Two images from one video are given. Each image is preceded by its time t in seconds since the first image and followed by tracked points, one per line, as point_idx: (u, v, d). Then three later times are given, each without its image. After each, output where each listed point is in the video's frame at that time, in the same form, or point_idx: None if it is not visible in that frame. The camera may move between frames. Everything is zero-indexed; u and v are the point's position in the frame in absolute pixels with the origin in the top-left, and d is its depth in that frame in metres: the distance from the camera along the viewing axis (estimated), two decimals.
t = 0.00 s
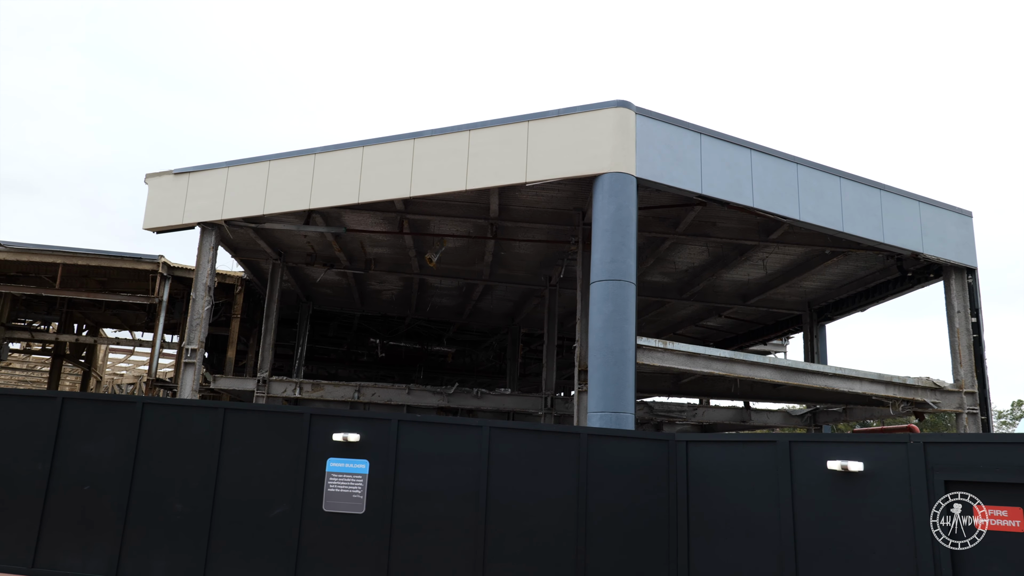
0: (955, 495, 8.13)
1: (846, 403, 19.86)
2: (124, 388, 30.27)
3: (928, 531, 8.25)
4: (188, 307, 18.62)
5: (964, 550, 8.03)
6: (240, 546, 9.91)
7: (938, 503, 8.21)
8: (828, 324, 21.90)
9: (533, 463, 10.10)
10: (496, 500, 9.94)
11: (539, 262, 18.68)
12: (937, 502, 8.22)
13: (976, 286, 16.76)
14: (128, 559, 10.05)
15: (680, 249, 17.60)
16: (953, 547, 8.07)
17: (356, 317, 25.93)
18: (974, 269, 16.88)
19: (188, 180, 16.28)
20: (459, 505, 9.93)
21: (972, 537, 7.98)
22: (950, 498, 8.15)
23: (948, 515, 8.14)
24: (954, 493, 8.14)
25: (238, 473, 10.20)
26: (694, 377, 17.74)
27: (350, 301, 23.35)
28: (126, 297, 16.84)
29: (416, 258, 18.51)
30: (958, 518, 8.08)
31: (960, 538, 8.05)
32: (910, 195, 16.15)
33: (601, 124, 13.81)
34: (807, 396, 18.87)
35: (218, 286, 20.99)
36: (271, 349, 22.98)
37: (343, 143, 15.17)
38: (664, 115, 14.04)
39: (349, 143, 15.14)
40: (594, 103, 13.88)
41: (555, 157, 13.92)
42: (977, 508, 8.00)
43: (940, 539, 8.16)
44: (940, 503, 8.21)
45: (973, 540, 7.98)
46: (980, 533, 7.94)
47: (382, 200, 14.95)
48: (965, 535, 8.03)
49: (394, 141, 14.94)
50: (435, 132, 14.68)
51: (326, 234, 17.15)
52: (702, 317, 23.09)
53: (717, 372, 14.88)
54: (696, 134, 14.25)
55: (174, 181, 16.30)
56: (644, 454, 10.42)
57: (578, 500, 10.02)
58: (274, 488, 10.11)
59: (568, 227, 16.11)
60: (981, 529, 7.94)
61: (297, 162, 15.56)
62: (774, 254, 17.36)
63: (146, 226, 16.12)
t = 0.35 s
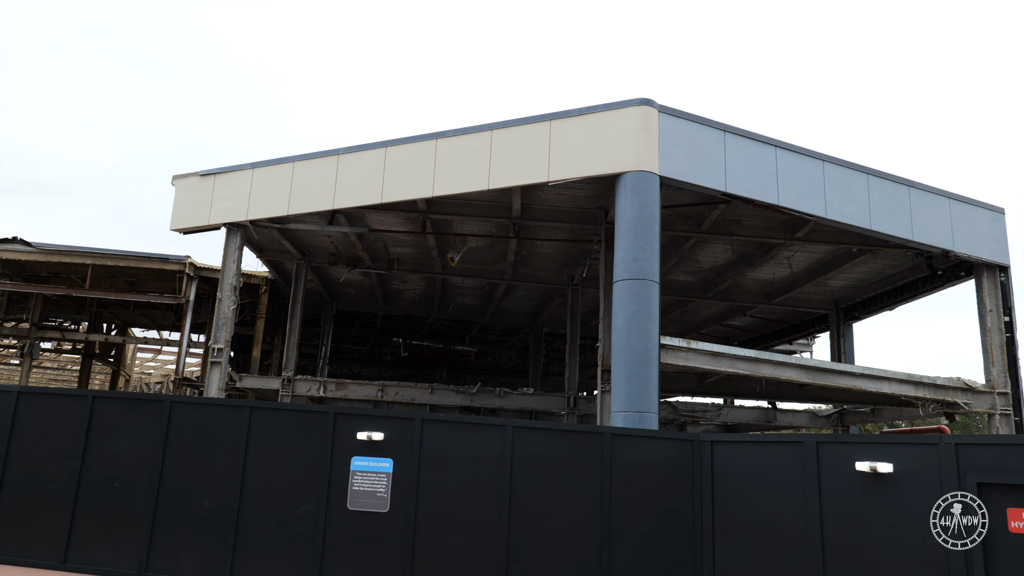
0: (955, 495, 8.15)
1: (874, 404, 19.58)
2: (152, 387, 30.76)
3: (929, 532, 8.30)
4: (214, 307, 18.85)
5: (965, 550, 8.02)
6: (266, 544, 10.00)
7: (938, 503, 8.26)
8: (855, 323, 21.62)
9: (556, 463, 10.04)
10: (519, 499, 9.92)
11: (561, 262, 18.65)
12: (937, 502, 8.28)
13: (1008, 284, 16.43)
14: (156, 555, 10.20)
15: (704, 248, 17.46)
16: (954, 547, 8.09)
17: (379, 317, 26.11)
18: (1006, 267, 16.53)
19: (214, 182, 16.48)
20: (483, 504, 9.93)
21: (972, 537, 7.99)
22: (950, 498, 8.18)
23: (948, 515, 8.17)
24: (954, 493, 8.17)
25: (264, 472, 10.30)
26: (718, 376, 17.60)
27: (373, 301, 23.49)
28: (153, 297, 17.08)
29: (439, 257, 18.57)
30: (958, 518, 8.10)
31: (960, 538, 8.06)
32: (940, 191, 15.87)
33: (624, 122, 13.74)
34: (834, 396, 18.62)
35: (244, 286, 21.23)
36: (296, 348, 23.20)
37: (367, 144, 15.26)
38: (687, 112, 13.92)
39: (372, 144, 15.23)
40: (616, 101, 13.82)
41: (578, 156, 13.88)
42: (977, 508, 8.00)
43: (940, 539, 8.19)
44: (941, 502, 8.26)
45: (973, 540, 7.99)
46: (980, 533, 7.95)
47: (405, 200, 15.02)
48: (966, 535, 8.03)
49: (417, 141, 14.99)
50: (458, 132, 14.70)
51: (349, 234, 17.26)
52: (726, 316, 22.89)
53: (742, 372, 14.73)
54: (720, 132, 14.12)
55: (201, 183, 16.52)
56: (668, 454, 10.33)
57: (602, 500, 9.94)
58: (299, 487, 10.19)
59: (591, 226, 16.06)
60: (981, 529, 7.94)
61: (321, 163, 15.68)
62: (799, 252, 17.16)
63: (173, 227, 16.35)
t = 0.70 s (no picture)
0: (955, 495, 8.29)
1: (905, 403, 19.25)
2: (181, 385, 31.25)
3: (929, 532, 8.39)
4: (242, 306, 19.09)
5: (965, 550, 8.13)
6: (293, 541, 10.11)
7: (938, 503, 8.36)
8: (885, 320, 21.28)
9: (581, 462, 9.99)
10: (545, 497, 9.89)
11: (586, 260, 18.60)
12: (937, 502, 8.38)
13: None
14: (187, 551, 10.36)
15: (729, 246, 17.32)
16: (954, 547, 8.19)
17: (404, 315, 26.27)
18: None
19: (241, 183, 16.69)
20: (508, 501, 9.92)
21: (972, 537, 8.10)
22: (950, 498, 8.30)
23: (948, 515, 8.28)
24: (954, 494, 8.30)
25: (291, 469, 10.41)
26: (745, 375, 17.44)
27: (398, 300, 23.64)
28: (183, 296, 17.32)
29: (463, 256, 18.63)
30: (958, 518, 8.22)
31: (960, 538, 8.17)
32: (973, 186, 15.56)
33: (648, 119, 13.66)
34: (863, 395, 18.36)
35: (271, 285, 21.48)
36: (322, 347, 23.42)
37: (391, 144, 15.34)
38: (713, 108, 13.80)
39: (396, 143, 15.30)
40: (640, 98, 13.74)
41: (602, 153, 13.82)
42: (977, 508, 8.13)
43: (940, 539, 8.29)
44: (941, 503, 8.36)
45: (973, 540, 8.10)
46: (980, 533, 8.06)
47: (430, 199, 15.07)
48: (966, 535, 8.14)
49: (441, 140, 15.04)
50: (481, 131, 14.72)
51: (374, 233, 17.38)
52: (753, 314, 22.67)
53: (769, 370, 14.58)
54: (746, 127, 13.97)
55: (228, 183, 16.74)
56: (694, 453, 10.18)
57: (628, 498, 9.86)
58: (326, 484, 10.28)
59: (615, 223, 15.99)
60: (981, 529, 8.07)
61: (346, 163, 15.80)
62: (828, 249, 16.93)
63: (202, 227, 16.59)
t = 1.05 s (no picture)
0: (955, 495, 8.35)
1: (939, 403, 18.91)
2: (212, 384, 31.73)
3: (929, 532, 8.45)
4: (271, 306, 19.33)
5: (965, 550, 8.18)
6: (323, 539, 10.20)
7: (938, 503, 8.43)
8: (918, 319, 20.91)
9: (608, 462, 9.91)
10: (572, 497, 9.83)
11: (612, 258, 18.52)
12: (937, 502, 8.45)
13: None
14: (219, 547, 10.51)
15: (758, 243, 17.14)
16: (953, 547, 8.25)
17: (430, 315, 26.43)
18: None
19: (270, 184, 16.90)
20: (536, 500, 9.88)
21: (972, 537, 8.15)
22: (950, 498, 8.37)
23: (948, 515, 8.35)
24: (954, 493, 8.36)
25: (320, 467, 10.50)
26: (774, 374, 17.25)
27: (425, 299, 23.77)
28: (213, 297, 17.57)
29: (489, 255, 18.68)
30: (958, 518, 8.28)
31: (960, 538, 8.22)
32: (1009, 180, 15.22)
33: (675, 116, 13.56)
34: (895, 395, 18.04)
35: (300, 285, 21.72)
36: (350, 346, 23.64)
37: (417, 144, 15.42)
38: (741, 105, 13.65)
39: (423, 144, 15.37)
40: (667, 96, 13.64)
41: (628, 151, 13.75)
42: (977, 508, 8.19)
43: (940, 539, 8.36)
44: (941, 503, 8.43)
45: (973, 540, 8.15)
46: (980, 533, 8.12)
47: (456, 199, 15.12)
48: (966, 534, 8.20)
49: (467, 140, 15.08)
50: (507, 130, 14.73)
51: (400, 233, 17.49)
52: (782, 312, 22.43)
53: (799, 369, 14.39)
54: (775, 124, 13.81)
55: (257, 184, 16.97)
56: (724, 453, 10.01)
57: (656, 498, 9.77)
58: (355, 482, 10.35)
59: (642, 222, 15.90)
60: (981, 529, 8.12)
61: (373, 163, 15.91)
62: (859, 246, 16.68)
63: (232, 229, 16.82)
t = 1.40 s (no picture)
0: (955, 495, 8.36)
1: (967, 403, 18.63)
2: (235, 384, 32.07)
3: (929, 532, 8.47)
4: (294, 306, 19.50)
5: (965, 550, 8.19)
6: (348, 538, 10.26)
7: (939, 503, 8.45)
8: (946, 317, 20.60)
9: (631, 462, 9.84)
10: (596, 497, 9.77)
11: (634, 258, 18.45)
12: (937, 502, 8.47)
13: None
14: (245, 546, 10.61)
15: (782, 242, 16.99)
16: (953, 547, 8.26)
17: (451, 315, 26.53)
18: None
19: (293, 186, 17.06)
20: (559, 501, 9.84)
21: (972, 537, 8.17)
22: (950, 498, 8.39)
23: (948, 515, 8.36)
24: (954, 493, 8.37)
25: (344, 467, 10.56)
26: (799, 373, 17.09)
27: (446, 299, 23.86)
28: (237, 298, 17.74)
29: (510, 255, 18.69)
30: (958, 518, 8.29)
31: (960, 538, 8.24)
32: None
33: (697, 114, 13.46)
34: (922, 395, 17.78)
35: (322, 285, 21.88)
36: (372, 346, 23.77)
37: (438, 145, 15.47)
38: (764, 102, 13.53)
39: (444, 144, 15.42)
40: (689, 94, 13.55)
41: (650, 149, 13.69)
42: (977, 508, 8.20)
43: (940, 539, 8.38)
44: (941, 503, 8.45)
45: (973, 540, 8.17)
46: (980, 533, 8.13)
47: (477, 199, 15.15)
48: (965, 535, 8.21)
49: (488, 140, 15.10)
50: (528, 130, 14.74)
51: (422, 234, 17.57)
52: (806, 311, 22.21)
53: (825, 368, 14.24)
54: (799, 121, 13.67)
55: (280, 186, 17.16)
56: (750, 454, 9.87)
57: (680, 499, 9.67)
58: (378, 482, 10.40)
59: (664, 221, 15.83)
60: (981, 529, 8.13)
61: (394, 164, 15.98)
62: (885, 244, 16.47)
63: (256, 230, 17.00)
